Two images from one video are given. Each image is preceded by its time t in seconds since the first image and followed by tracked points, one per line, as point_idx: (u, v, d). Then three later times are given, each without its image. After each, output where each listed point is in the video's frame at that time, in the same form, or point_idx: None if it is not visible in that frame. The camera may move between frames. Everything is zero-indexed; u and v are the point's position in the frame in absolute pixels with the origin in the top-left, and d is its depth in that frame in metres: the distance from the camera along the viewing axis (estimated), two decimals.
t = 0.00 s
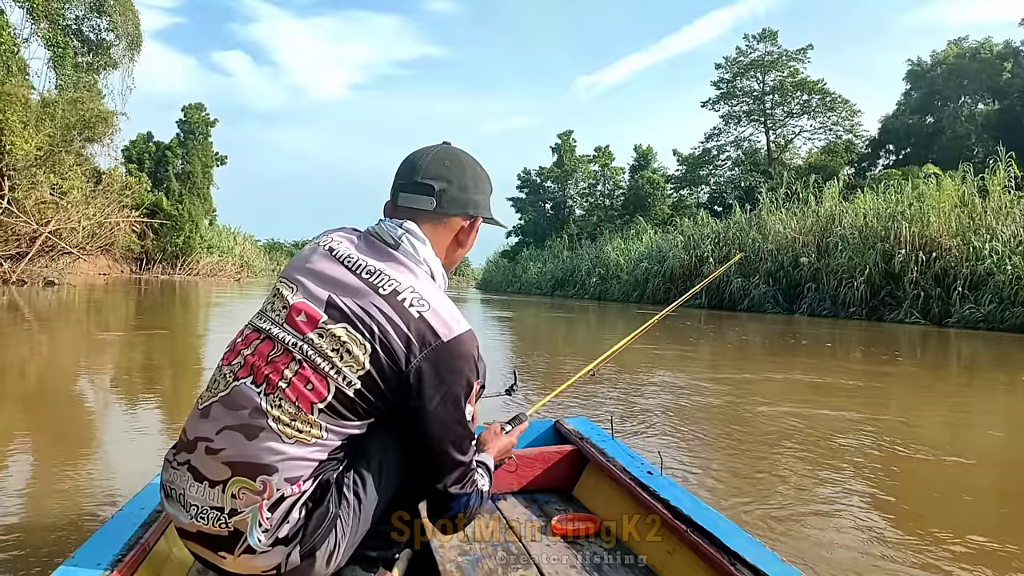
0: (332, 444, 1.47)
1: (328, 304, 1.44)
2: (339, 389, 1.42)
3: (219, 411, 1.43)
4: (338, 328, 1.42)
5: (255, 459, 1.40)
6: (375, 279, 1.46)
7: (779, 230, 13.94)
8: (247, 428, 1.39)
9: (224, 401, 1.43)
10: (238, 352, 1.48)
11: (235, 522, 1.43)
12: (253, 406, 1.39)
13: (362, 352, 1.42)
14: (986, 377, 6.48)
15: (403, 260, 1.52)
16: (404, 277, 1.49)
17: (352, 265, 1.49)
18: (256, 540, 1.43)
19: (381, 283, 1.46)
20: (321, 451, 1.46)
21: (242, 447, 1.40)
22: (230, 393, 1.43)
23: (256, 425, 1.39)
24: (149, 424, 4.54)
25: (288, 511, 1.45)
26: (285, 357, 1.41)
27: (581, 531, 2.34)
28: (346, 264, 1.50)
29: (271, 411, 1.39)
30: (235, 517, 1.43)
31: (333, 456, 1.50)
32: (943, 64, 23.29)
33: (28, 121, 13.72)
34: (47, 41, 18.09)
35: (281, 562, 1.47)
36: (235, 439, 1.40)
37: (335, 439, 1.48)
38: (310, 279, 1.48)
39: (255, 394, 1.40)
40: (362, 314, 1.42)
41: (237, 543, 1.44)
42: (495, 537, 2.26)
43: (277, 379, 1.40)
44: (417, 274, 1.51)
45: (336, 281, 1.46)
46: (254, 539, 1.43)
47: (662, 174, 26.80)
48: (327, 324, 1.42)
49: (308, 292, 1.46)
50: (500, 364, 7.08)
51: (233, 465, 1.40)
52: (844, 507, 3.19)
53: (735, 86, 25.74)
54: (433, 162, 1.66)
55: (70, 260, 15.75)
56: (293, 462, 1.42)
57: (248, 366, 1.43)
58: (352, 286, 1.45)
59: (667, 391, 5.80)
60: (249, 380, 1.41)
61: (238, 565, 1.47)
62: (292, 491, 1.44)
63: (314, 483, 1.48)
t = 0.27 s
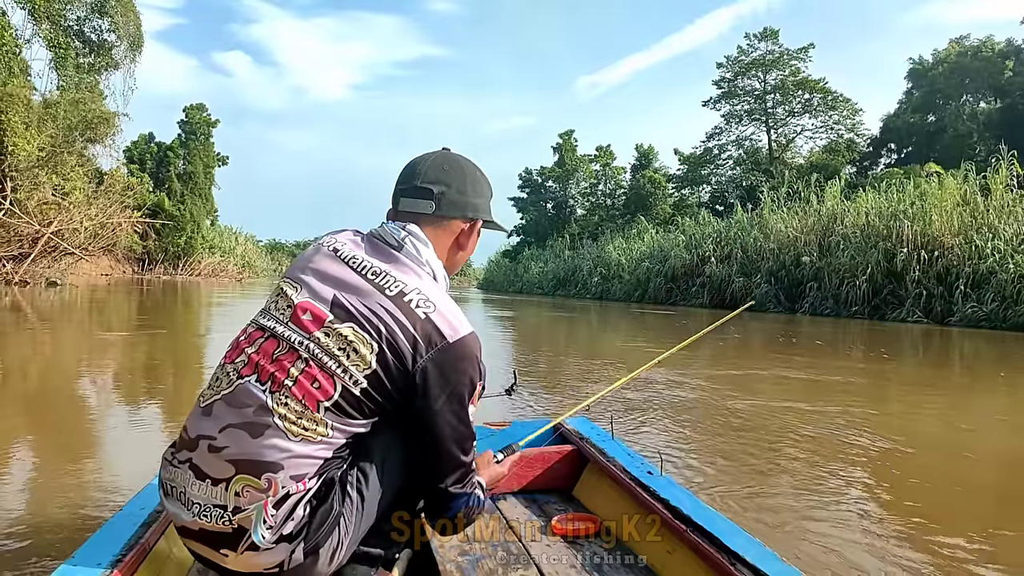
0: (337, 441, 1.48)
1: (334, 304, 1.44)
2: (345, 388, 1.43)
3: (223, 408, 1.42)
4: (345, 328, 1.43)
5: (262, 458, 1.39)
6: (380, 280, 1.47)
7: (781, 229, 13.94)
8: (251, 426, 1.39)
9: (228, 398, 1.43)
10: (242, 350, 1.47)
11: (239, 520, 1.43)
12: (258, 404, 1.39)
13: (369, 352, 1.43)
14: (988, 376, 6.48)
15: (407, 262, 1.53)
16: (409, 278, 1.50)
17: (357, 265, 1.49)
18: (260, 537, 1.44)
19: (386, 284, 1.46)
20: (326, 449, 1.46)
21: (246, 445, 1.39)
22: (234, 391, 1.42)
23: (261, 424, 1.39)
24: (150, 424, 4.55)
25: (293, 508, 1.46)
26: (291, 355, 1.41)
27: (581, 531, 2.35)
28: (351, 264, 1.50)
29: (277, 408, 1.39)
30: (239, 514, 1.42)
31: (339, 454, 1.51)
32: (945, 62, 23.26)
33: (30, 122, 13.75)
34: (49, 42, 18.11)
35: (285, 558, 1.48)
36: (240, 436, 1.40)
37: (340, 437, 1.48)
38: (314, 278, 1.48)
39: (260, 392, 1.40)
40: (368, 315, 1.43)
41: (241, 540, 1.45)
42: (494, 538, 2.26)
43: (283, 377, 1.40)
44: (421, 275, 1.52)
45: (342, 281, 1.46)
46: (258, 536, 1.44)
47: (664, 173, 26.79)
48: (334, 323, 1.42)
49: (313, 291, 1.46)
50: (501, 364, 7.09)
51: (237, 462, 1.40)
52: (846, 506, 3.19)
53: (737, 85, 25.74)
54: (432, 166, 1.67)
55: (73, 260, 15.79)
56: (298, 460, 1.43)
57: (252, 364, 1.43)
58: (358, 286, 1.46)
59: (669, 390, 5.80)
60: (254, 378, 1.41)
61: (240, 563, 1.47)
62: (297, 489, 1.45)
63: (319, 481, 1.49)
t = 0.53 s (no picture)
0: (344, 440, 1.49)
1: (342, 305, 1.45)
2: (353, 388, 1.44)
3: (229, 405, 1.42)
4: (354, 329, 1.43)
5: (269, 455, 1.40)
6: (388, 283, 1.48)
7: (783, 230, 13.93)
8: (258, 423, 1.39)
9: (233, 395, 1.43)
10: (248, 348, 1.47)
11: (245, 517, 1.43)
12: (266, 401, 1.40)
13: (377, 354, 1.44)
14: (991, 377, 6.47)
15: (413, 267, 1.53)
16: (418, 282, 1.51)
17: (365, 268, 1.50)
18: (266, 534, 1.44)
19: (394, 287, 1.47)
20: (334, 447, 1.48)
21: (252, 442, 1.39)
22: (240, 388, 1.42)
23: (268, 421, 1.40)
24: (153, 424, 4.55)
25: (299, 506, 1.46)
26: (298, 354, 1.41)
27: (581, 531, 2.35)
28: (359, 266, 1.50)
29: (285, 406, 1.40)
30: (244, 511, 1.42)
31: (345, 453, 1.52)
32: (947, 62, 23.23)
33: (33, 122, 13.76)
34: (52, 43, 18.13)
35: (290, 555, 1.49)
36: (246, 434, 1.40)
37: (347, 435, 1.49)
38: (322, 278, 1.49)
39: (267, 390, 1.40)
40: (377, 317, 1.44)
41: (246, 537, 1.45)
42: (495, 538, 2.26)
43: (291, 375, 1.41)
44: (428, 280, 1.53)
45: (350, 283, 1.47)
46: (264, 533, 1.44)
47: (666, 174, 26.79)
48: (343, 324, 1.43)
49: (321, 292, 1.47)
50: (503, 365, 7.08)
51: (243, 459, 1.40)
52: (848, 507, 3.18)
53: (739, 85, 25.72)
54: (431, 174, 1.67)
55: (75, 261, 15.81)
56: (305, 458, 1.44)
57: (258, 362, 1.43)
58: (366, 288, 1.46)
59: (671, 391, 5.80)
60: (261, 376, 1.41)
61: (244, 561, 1.47)
62: (304, 487, 1.45)
63: (325, 480, 1.50)
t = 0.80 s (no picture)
0: (351, 437, 1.50)
1: (350, 305, 1.46)
2: (361, 387, 1.45)
3: (235, 401, 1.42)
4: (363, 329, 1.45)
5: (274, 451, 1.40)
6: (397, 287, 1.49)
7: (785, 230, 13.92)
8: (265, 419, 1.39)
9: (239, 391, 1.43)
10: (255, 343, 1.48)
11: (249, 512, 1.42)
12: (273, 397, 1.40)
13: (385, 355, 1.45)
14: (994, 377, 6.46)
15: (421, 270, 1.55)
16: (426, 286, 1.52)
17: (374, 271, 1.51)
18: (270, 530, 1.44)
19: (403, 291, 1.49)
20: (340, 445, 1.48)
21: (258, 437, 1.39)
22: (246, 383, 1.43)
23: (275, 417, 1.40)
24: (156, 424, 4.55)
25: (304, 503, 1.46)
26: (307, 351, 1.42)
27: (581, 531, 2.35)
28: (368, 269, 1.52)
29: (293, 403, 1.40)
30: (249, 506, 1.42)
31: (351, 452, 1.53)
32: (949, 62, 23.21)
33: (36, 122, 13.76)
34: (54, 44, 18.14)
35: (293, 552, 1.48)
36: (251, 430, 1.40)
37: (352, 433, 1.50)
38: (331, 279, 1.50)
39: (274, 386, 1.41)
40: (386, 319, 1.45)
41: (251, 533, 1.44)
42: (495, 537, 2.27)
43: (299, 372, 1.41)
44: (435, 285, 1.55)
45: (359, 284, 1.49)
46: (268, 529, 1.44)
47: (667, 174, 26.78)
48: (352, 324, 1.45)
49: (329, 291, 1.48)
50: (504, 364, 7.08)
51: (249, 455, 1.40)
52: (849, 507, 3.18)
53: (741, 85, 25.73)
54: (439, 180, 1.67)
55: (77, 261, 15.83)
56: (312, 455, 1.44)
57: (266, 358, 1.43)
58: (375, 290, 1.48)
59: (672, 391, 5.79)
60: (267, 372, 1.42)
61: (248, 557, 1.47)
62: (310, 484, 1.46)
63: (330, 478, 1.51)
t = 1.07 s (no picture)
0: (355, 438, 1.50)
1: (357, 306, 1.46)
2: (366, 388, 1.45)
3: (240, 400, 1.42)
4: (369, 329, 1.45)
5: (279, 450, 1.40)
6: (404, 288, 1.49)
7: (787, 229, 13.92)
8: (270, 418, 1.39)
9: (244, 390, 1.42)
10: (260, 342, 1.47)
11: (253, 511, 1.42)
12: (279, 396, 1.40)
13: (392, 356, 1.45)
14: (996, 375, 6.45)
15: (427, 273, 1.55)
16: (432, 290, 1.53)
17: (381, 272, 1.51)
18: (273, 529, 1.44)
19: (409, 293, 1.49)
20: (344, 444, 1.48)
21: (262, 436, 1.39)
22: (251, 382, 1.42)
23: (280, 417, 1.40)
24: (158, 425, 4.56)
25: (308, 502, 1.47)
26: (313, 351, 1.42)
27: (581, 531, 2.35)
28: (374, 271, 1.52)
29: (299, 402, 1.40)
30: (252, 505, 1.42)
31: (354, 453, 1.53)
32: (951, 60, 23.17)
33: (38, 124, 13.76)
34: (56, 45, 18.14)
35: (296, 551, 1.49)
36: (257, 429, 1.39)
37: (356, 434, 1.50)
38: (338, 280, 1.50)
39: (280, 385, 1.40)
40: (392, 320, 1.46)
41: (253, 532, 1.44)
42: (495, 537, 2.26)
43: (305, 371, 1.41)
44: (441, 287, 1.55)
45: (366, 285, 1.49)
46: (271, 528, 1.44)
47: (669, 173, 26.75)
48: (358, 324, 1.44)
49: (335, 292, 1.48)
50: (505, 364, 7.09)
51: (253, 454, 1.39)
52: (851, 506, 3.18)
53: (742, 84, 25.71)
54: (446, 184, 1.68)
55: (79, 262, 15.86)
56: (316, 454, 1.44)
57: (272, 357, 1.43)
58: (382, 292, 1.48)
59: (674, 390, 5.79)
60: (274, 371, 1.41)
61: (250, 555, 1.47)
62: (313, 483, 1.46)
63: (333, 478, 1.51)
